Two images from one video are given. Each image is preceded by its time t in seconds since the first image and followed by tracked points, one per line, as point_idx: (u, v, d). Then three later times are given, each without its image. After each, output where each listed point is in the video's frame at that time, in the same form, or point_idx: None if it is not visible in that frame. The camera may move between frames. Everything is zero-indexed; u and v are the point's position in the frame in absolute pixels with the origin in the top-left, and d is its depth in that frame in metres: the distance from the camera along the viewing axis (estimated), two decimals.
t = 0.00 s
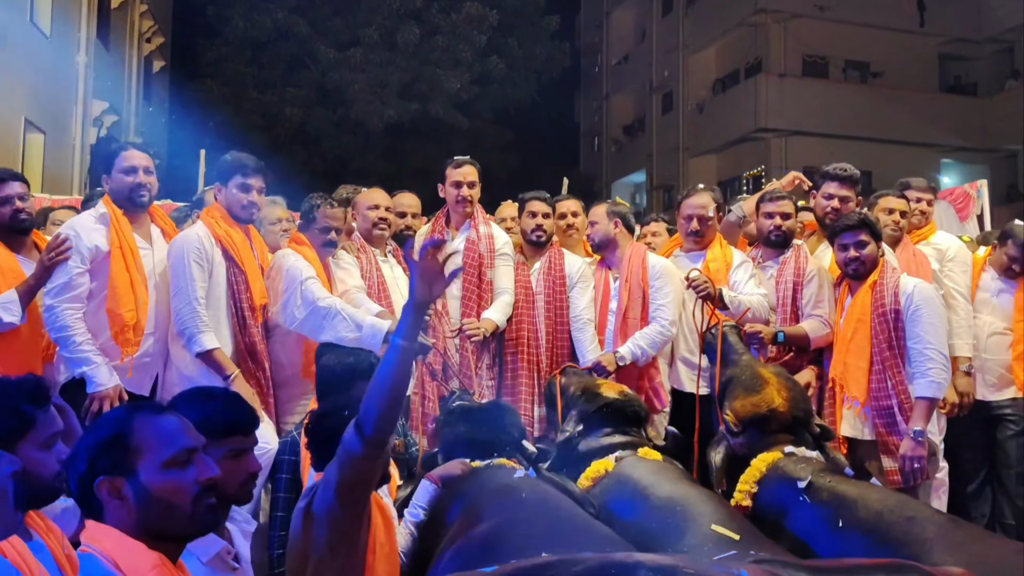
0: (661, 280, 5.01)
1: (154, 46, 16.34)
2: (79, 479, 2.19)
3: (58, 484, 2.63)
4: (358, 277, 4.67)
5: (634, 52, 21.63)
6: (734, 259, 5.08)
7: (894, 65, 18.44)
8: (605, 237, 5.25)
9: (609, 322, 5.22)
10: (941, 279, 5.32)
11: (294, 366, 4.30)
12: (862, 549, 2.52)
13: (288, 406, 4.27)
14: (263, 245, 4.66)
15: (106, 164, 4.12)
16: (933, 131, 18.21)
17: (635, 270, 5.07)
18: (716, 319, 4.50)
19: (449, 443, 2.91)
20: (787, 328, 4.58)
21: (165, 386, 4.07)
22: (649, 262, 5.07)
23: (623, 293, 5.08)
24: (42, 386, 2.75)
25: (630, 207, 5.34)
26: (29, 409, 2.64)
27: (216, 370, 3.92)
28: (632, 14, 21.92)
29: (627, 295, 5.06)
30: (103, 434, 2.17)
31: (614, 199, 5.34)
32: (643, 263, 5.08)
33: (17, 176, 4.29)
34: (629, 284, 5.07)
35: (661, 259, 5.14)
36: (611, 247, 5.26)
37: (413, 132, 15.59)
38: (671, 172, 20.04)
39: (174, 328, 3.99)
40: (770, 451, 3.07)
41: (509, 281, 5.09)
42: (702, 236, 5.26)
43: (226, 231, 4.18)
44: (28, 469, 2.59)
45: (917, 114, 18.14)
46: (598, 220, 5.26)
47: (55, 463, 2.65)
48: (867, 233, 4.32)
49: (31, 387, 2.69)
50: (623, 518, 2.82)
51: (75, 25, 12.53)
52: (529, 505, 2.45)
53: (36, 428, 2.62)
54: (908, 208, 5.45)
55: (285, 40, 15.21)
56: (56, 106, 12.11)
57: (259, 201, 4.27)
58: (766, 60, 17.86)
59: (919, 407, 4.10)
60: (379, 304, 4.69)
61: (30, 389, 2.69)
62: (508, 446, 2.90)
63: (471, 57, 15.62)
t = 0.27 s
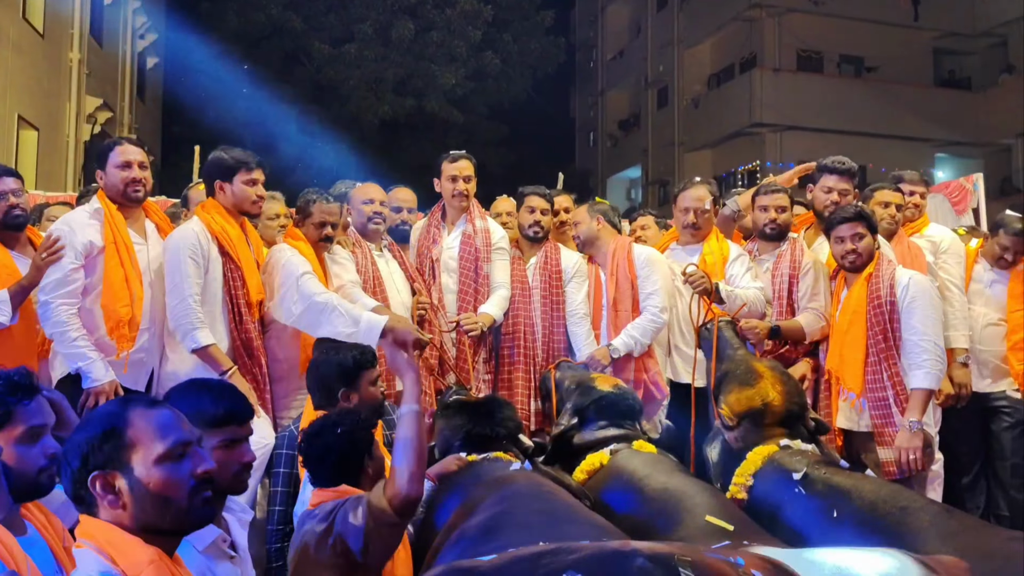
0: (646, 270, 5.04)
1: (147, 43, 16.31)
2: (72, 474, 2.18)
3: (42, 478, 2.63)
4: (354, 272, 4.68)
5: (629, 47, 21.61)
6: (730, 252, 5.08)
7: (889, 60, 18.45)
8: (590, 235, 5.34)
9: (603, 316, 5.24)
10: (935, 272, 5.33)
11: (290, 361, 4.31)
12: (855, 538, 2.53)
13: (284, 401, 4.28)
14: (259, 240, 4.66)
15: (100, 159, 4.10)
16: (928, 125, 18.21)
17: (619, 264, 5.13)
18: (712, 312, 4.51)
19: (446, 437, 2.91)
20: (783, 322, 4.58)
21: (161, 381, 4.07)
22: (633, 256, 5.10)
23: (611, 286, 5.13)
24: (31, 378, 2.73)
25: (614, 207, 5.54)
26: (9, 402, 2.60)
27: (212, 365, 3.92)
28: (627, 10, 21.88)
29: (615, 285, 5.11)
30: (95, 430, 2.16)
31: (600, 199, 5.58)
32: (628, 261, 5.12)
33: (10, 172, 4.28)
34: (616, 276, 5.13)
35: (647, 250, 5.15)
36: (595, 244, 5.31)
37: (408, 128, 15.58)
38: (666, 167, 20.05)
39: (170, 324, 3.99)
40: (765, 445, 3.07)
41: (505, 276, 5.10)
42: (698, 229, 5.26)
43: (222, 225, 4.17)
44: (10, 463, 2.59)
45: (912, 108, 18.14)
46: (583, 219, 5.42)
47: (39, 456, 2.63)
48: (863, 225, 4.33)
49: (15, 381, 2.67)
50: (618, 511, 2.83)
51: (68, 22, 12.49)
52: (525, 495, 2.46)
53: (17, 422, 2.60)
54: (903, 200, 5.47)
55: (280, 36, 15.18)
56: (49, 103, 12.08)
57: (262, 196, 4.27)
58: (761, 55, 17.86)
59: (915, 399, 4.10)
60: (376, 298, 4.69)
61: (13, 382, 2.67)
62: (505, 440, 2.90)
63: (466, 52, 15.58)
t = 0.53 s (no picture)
0: (641, 267, 5.02)
1: (143, 42, 16.26)
2: (69, 474, 2.17)
3: (37, 474, 2.62)
4: (350, 270, 4.67)
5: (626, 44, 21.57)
6: (727, 250, 5.08)
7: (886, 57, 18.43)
8: (587, 234, 5.38)
9: (599, 315, 5.25)
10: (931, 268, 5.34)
11: (286, 361, 4.31)
12: (850, 534, 2.54)
13: (280, 400, 4.28)
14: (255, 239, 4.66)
15: (96, 158, 4.09)
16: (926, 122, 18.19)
17: (615, 262, 5.12)
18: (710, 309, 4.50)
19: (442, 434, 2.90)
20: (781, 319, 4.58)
21: (157, 381, 4.07)
22: (629, 250, 5.10)
23: (607, 282, 5.13)
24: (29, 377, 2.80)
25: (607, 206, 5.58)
26: (2, 398, 2.64)
27: (208, 365, 3.91)
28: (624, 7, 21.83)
29: (610, 282, 5.11)
30: (92, 431, 2.16)
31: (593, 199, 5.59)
32: (622, 257, 5.12)
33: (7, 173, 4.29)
34: (611, 273, 5.12)
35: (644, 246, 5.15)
36: (592, 242, 5.36)
37: (404, 127, 15.54)
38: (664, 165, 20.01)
39: (166, 323, 3.98)
40: (763, 442, 3.07)
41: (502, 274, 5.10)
42: (695, 227, 5.28)
43: (218, 224, 4.17)
44: (5, 459, 2.60)
45: (910, 105, 18.13)
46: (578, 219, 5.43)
47: (34, 451, 2.63)
48: (861, 222, 4.33)
49: (12, 380, 2.72)
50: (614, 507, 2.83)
51: (63, 22, 12.46)
52: (520, 490, 2.48)
53: (10, 417, 2.63)
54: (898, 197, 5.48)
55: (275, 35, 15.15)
56: (45, 103, 12.05)
57: (255, 195, 4.27)
58: (758, 52, 17.84)
59: (911, 397, 4.11)
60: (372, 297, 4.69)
61: (12, 382, 2.72)
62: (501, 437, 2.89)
63: (462, 51, 15.54)
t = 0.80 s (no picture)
0: (645, 267, 5.05)
1: (141, 42, 16.27)
2: (69, 474, 2.16)
3: (43, 468, 2.62)
4: (348, 270, 4.67)
5: (624, 43, 21.58)
6: (726, 248, 5.09)
7: (883, 55, 18.44)
8: (590, 233, 5.32)
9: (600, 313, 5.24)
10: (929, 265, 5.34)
11: (284, 360, 4.29)
12: (846, 530, 2.54)
13: (278, 399, 4.26)
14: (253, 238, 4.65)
15: (93, 157, 4.08)
16: (923, 120, 18.20)
17: (617, 261, 5.13)
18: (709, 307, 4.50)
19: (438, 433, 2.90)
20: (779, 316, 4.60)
21: (156, 381, 4.05)
22: (632, 250, 5.11)
23: (608, 282, 5.13)
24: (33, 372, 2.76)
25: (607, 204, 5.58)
26: (9, 393, 2.62)
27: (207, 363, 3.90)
28: (621, 6, 21.87)
29: (611, 281, 5.11)
30: (94, 429, 2.15)
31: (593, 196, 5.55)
32: (626, 253, 5.14)
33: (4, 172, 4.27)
34: (612, 272, 5.13)
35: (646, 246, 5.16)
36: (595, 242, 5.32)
37: (402, 125, 15.53)
38: (662, 163, 20.03)
39: (165, 322, 3.98)
40: (760, 440, 3.06)
41: (501, 272, 5.09)
42: (694, 224, 5.27)
43: (216, 223, 4.16)
44: (10, 453, 2.58)
45: (908, 103, 18.12)
46: (580, 217, 5.35)
47: (41, 446, 2.62)
48: (859, 220, 4.33)
49: (19, 376, 2.69)
50: (611, 506, 2.82)
51: (60, 21, 12.45)
52: (516, 490, 2.46)
53: (16, 413, 2.59)
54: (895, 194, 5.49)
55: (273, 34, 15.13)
56: (43, 103, 12.04)
57: (249, 191, 4.25)
58: (755, 51, 17.86)
59: (907, 395, 4.11)
60: (370, 296, 4.69)
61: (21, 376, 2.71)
62: (497, 436, 2.92)
63: (460, 49, 15.54)
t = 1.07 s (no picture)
0: (647, 270, 5.04)
1: (139, 41, 16.24)
2: (73, 474, 2.13)
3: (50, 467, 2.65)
4: (346, 269, 4.69)
5: (622, 42, 21.57)
6: (723, 248, 5.11)
7: (881, 55, 18.45)
8: (595, 232, 5.22)
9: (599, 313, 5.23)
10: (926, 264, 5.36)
11: (282, 358, 4.29)
12: (843, 528, 2.55)
13: (277, 397, 4.27)
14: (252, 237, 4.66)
15: (91, 156, 4.09)
16: (922, 120, 18.21)
17: (619, 260, 5.11)
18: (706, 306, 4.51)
19: (436, 431, 2.90)
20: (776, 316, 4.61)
21: (154, 378, 4.07)
22: (634, 250, 5.10)
23: (608, 281, 5.12)
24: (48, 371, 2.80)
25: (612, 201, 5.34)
26: (25, 391, 2.66)
27: (204, 362, 3.92)
28: (619, 5, 21.84)
29: (612, 281, 5.09)
30: (104, 428, 2.12)
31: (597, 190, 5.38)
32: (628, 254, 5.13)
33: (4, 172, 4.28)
34: (614, 271, 5.11)
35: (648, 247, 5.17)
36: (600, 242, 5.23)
37: (401, 125, 15.52)
38: (660, 163, 20.03)
39: (163, 321, 3.99)
40: (756, 439, 3.08)
41: (498, 272, 5.11)
42: (692, 224, 5.29)
43: (213, 222, 4.17)
44: (21, 450, 2.62)
45: (906, 102, 18.13)
46: (584, 216, 5.24)
47: (51, 444, 2.65)
48: (854, 219, 4.34)
49: (36, 373, 2.74)
50: (607, 505, 2.83)
51: (58, 20, 12.44)
52: (512, 489, 2.47)
53: (31, 410, 2.64)
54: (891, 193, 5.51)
55: (271, 33, 15.13)
56: (41, 102, 12.03)
57: (245, 189, 4.25)
58: (753, 50, 17.86)
59: (902, 395, 4.12)
60: (368, 295, 4.69)
61: (38, 375, 2.75)
62: (495, 435, 2.90)
63: (459, 48, 15.53)
